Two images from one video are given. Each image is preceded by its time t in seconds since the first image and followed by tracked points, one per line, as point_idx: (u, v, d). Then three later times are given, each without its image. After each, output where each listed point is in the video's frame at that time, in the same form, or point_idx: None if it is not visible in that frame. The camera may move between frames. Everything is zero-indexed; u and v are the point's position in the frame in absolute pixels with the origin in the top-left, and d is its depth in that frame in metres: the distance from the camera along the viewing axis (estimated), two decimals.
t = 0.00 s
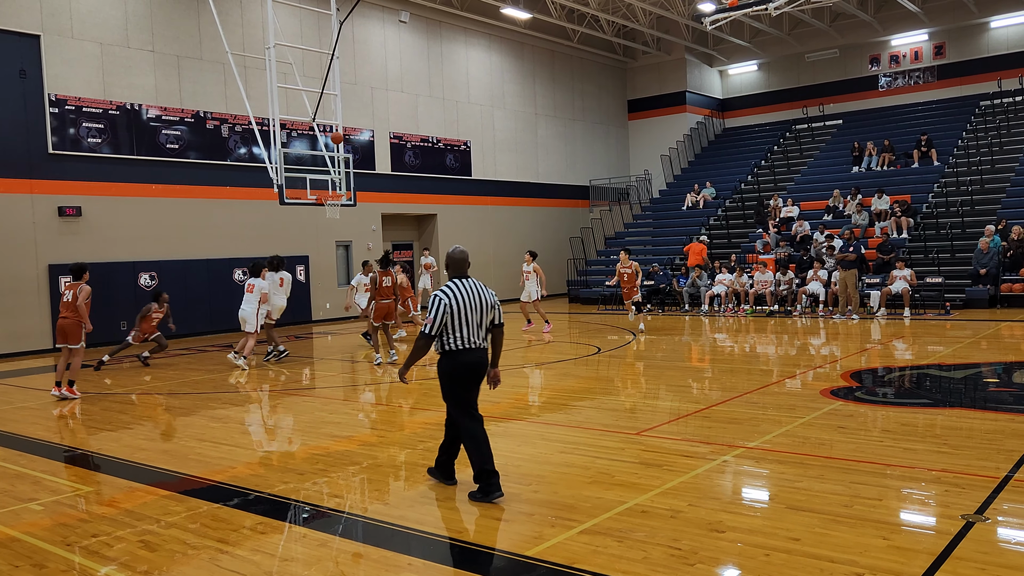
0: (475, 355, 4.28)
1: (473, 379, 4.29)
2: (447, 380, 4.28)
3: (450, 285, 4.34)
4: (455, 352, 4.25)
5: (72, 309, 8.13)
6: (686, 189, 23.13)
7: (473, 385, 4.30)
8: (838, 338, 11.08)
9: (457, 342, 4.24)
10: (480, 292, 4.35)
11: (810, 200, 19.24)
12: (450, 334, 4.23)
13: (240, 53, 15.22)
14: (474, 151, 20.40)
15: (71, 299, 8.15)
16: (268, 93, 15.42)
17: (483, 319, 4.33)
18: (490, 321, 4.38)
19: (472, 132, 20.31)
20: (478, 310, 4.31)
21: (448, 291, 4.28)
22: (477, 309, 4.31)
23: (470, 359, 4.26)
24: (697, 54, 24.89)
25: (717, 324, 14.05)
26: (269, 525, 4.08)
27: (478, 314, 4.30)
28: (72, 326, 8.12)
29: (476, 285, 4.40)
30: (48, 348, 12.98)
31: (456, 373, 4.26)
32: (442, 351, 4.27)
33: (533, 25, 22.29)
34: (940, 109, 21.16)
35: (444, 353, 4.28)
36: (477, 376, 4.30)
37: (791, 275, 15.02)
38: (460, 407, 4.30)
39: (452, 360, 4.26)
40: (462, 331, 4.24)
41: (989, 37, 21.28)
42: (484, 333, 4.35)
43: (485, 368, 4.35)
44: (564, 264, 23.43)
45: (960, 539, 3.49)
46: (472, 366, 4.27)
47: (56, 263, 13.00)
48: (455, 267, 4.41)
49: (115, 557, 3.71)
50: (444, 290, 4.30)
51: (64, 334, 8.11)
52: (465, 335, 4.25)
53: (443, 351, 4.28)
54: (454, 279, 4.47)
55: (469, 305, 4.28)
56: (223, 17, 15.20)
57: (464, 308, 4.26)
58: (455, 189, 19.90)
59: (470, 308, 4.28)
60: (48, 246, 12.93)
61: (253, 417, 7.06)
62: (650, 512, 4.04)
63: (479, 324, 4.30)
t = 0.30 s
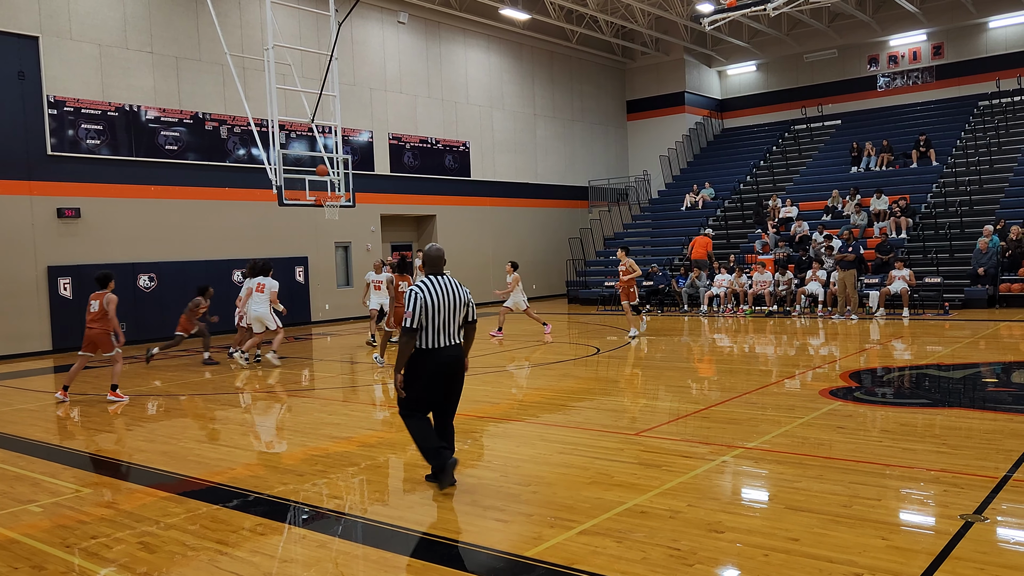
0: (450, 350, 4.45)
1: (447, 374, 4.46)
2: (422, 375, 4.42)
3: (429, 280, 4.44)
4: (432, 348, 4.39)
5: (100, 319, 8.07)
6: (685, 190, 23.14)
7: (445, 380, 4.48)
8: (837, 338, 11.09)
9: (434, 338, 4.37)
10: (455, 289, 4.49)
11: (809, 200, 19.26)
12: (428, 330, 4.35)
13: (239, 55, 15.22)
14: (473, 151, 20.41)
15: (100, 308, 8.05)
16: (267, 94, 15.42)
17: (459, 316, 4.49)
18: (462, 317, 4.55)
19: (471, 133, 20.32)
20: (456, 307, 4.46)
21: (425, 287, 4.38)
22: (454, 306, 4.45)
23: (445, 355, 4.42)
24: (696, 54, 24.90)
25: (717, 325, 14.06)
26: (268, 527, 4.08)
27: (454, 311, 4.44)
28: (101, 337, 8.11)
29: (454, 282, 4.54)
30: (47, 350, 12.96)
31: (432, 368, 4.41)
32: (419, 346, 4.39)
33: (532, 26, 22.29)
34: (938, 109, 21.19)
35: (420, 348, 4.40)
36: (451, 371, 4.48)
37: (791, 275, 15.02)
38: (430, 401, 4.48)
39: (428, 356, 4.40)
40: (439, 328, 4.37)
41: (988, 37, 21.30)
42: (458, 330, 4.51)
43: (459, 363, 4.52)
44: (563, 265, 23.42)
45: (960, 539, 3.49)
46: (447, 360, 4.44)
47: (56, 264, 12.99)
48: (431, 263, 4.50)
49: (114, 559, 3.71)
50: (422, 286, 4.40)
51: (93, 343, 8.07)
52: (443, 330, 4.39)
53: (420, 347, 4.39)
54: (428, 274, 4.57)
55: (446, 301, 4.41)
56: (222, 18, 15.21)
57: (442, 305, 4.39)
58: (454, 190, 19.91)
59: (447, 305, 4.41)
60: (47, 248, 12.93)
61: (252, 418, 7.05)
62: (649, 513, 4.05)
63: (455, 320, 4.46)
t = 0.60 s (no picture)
0: (428, 348, 4.51)
1: (426, 372, 4.52)
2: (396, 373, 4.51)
3: (404, 280, 4.54)
4: (404, 347, 4.47)
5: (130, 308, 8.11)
6: (684, 190, 23.13)
7: (424, 377, 4.52)
8: (836, 338, 11.11)
9: (406, 337, 4.46)
10: (430, 289, 4.56)
11: (808, 200, 19.27)
12: (400, 329, 4.45)
13: (238, 55, 15.20)
14: (473, 151, 20.40)
15: (131, 298, 8.07)
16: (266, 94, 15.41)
17: (438, 315, 4.56)
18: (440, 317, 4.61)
19: (470, 133, 20.31)
20: (434, 306, 4.54)
21: (398, 287, 4.49)
22: (427, 306, 4.51)
23: (418, 355, 4.48)
24: (696, 54, 24.90)
25: (716, 324, 14.06)
26: (268, 527, 4.08)
27: (428, 310, 4.51)
28: (133, 325, 8.16)
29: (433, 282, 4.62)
30: (47, 350, 12.95)
31: (405, 367, 4.49)
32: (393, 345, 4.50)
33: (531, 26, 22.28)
34: (937, 108, 21.20)
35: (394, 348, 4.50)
36: (431, 368, 4.52)
37: (790, 275, 15.02)
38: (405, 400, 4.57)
39: (401, 355, 4.48)
40: (414, 326, 4.46)
41: (988, 37, 21.30)
42: (435, 330, 4.56)
43: (435, 363, 4.55)
44: (562, 265, 23.41)
45: (960, 538, 3.49)
46: (426, 357, 4.50)
47: (55, 264, 12.98)
48: (408, 263, 4.59)
49: (114, 559, 3.71)
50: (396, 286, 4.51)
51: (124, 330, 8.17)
52: (415, 330, 4.47)
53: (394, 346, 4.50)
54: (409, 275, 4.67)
55: (418, 301, 4.49)
56: (221, 18, 15.20)
57: (414, 304, 4.47)
58: (454, 190, 19.91)
59: (422, 304, 4.50)
60: (46, 248, 12.92)
61: (252, 418, 7.05)
62: (649, 513, 4.04)
63: (433, 320, 4.53)
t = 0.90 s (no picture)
0: (383, 352, 4.49)
1: (390, 373, 4.52)
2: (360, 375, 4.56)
3: (363, 282, 4.53)
4: (361, 349, 4.52)
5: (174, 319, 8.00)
6: (683, 191, 23.13)
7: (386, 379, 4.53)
8: (836, 339, 11.10)
9: (359, 339, 4.50)
10: (385, 292, 4.48)
11: (807, 201, 19.29)
12: (354, 331, 4.52)
13: (237, 56, 15.21)
14: (472, 152, 20.40)
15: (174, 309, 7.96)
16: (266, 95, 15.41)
17: (394, 320, 4.47)
18: (399, 320, 4.50)
19: (470, 134, 20.31)
20: (388, 310, 4.46)
21: (354, 290, 4.52)
22: (380, 309, 4.45)
23: (373, 356, 4.49)
24: (695, 55, 24.92)
25: (716, 325, 14.03)
26: (268, 528, 4.08)
27: (380, 314, 4.45)
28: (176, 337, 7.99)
29: (396, 286, 4.52)
30: (46, 351, 12.95)
31: (364, 369, 4.52)
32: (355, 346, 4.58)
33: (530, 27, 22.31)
34: (936, 109, 21.22)
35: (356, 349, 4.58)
36: (391, 371, 4.52)
37: (789, 276, 15.04)
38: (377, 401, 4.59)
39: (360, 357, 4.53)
40: (368, 330, 4.48)
41: (986, 38, 21.33)
42: (391, 333, 4.49)
43: (395, 364, 4.51)
44: (561, 266, 23.40)
45: (959, 539, 3.49)
46: (382, 360, 4.49)
47: (54, 266, 13.00)
48: (372, 266, 4.58)
49: (113, 560, 3.71)
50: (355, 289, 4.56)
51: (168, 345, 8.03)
52: (368, 332, 4.48)
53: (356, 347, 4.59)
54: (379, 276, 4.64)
55: (370, 303, 4.46)
56: (220, 19, 15.21)
57: (365, 307, 4.47)
58: (454, 191, 19.91)
59: (376, 307, 4.46)
60: (45, 248, 12.91)
61: (251, 420, 7.05)
62: (649, 514, 4.04)
63: (388, 325, 4.47)
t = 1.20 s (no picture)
0: (357, 350, 4.46)
1: (368, 373, 4.47)
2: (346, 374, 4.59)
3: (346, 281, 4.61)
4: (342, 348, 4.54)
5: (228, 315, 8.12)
6: (682, 191, 23.14)
7: (359, 377, 4.48)
8: (835, 339, 11.10)
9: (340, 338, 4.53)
10: (361, 289, 4.50)
11: (806, 201, 19.29)
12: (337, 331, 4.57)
13: (236, 57, 15.22)
14: (471, 153, 20.40)
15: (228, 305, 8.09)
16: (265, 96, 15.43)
17: (366, 316, 4.43)
18: (374, 318, 4.44)
19: (469, 135, 20.32)
20: (360, 307, 4.44)
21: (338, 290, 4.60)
22: (354, 307, 4.45)
23: (351, 355, 4.48)
24: (694, 56, 24.94)
25: (714, 326, 14.02)
26: (267, 529, 4.08)
27: (354, 311, 4.45)
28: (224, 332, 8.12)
29: (373, 282, 4.51)
30: (45, 352, 12.95)
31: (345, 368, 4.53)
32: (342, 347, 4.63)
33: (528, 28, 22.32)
34: (935, 109, 21.23)
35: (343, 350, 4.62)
36: (364, 368, 4.47)
37: (788, 277, 15.06)
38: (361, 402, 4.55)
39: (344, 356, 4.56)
40: (346, 329, 4.48)
41: (985, 38, 21.35)
42: (366, 331, 4.44)
43: (370, 363, 4.46)
44: (560, 266, 23.40)
45: (958, 540, 3.49)
46: (356, 359, 4.47)
47: (54, 267, 12.99)
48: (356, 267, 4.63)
49: (112, 562, 3.71)
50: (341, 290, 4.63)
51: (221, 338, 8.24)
52: (344, 330, 4.49)
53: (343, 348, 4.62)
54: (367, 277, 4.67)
55: (347, 301, 4.49)
56: (219, 20, 15.21)
57: (341, 306, 4.50)
58: (453, 191, 19.93)
59: (351, 305, 4.46)
60: (44, 250, 12.91)
61: (250, 421, 7.04)
62: (649, 515, 4.04)
63: (360, 321, 4.43)
